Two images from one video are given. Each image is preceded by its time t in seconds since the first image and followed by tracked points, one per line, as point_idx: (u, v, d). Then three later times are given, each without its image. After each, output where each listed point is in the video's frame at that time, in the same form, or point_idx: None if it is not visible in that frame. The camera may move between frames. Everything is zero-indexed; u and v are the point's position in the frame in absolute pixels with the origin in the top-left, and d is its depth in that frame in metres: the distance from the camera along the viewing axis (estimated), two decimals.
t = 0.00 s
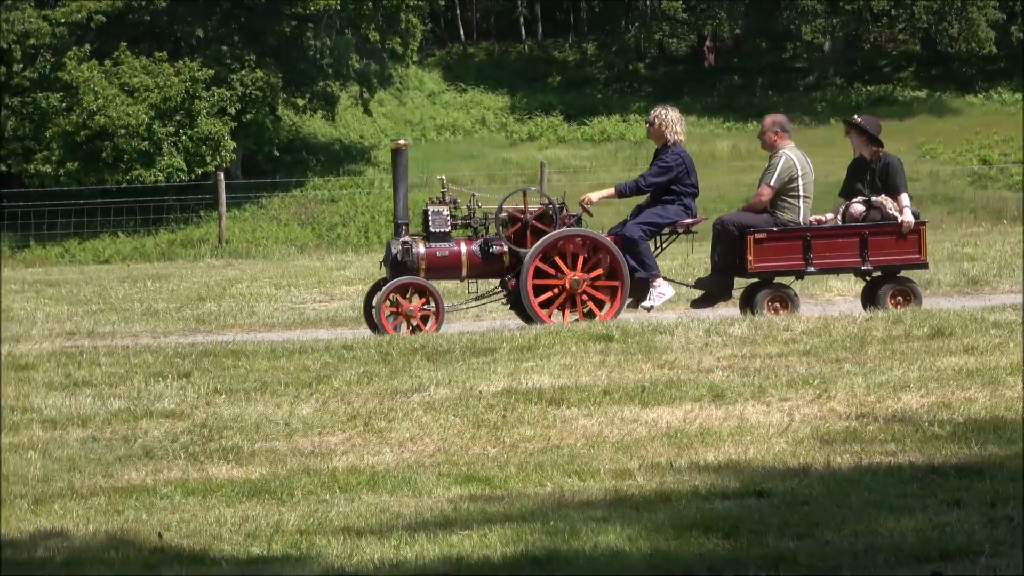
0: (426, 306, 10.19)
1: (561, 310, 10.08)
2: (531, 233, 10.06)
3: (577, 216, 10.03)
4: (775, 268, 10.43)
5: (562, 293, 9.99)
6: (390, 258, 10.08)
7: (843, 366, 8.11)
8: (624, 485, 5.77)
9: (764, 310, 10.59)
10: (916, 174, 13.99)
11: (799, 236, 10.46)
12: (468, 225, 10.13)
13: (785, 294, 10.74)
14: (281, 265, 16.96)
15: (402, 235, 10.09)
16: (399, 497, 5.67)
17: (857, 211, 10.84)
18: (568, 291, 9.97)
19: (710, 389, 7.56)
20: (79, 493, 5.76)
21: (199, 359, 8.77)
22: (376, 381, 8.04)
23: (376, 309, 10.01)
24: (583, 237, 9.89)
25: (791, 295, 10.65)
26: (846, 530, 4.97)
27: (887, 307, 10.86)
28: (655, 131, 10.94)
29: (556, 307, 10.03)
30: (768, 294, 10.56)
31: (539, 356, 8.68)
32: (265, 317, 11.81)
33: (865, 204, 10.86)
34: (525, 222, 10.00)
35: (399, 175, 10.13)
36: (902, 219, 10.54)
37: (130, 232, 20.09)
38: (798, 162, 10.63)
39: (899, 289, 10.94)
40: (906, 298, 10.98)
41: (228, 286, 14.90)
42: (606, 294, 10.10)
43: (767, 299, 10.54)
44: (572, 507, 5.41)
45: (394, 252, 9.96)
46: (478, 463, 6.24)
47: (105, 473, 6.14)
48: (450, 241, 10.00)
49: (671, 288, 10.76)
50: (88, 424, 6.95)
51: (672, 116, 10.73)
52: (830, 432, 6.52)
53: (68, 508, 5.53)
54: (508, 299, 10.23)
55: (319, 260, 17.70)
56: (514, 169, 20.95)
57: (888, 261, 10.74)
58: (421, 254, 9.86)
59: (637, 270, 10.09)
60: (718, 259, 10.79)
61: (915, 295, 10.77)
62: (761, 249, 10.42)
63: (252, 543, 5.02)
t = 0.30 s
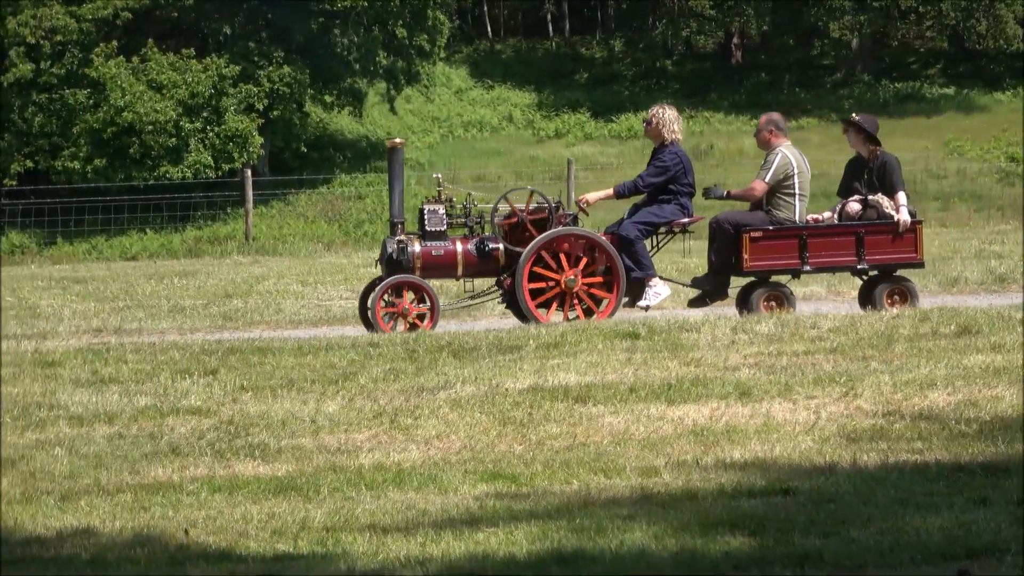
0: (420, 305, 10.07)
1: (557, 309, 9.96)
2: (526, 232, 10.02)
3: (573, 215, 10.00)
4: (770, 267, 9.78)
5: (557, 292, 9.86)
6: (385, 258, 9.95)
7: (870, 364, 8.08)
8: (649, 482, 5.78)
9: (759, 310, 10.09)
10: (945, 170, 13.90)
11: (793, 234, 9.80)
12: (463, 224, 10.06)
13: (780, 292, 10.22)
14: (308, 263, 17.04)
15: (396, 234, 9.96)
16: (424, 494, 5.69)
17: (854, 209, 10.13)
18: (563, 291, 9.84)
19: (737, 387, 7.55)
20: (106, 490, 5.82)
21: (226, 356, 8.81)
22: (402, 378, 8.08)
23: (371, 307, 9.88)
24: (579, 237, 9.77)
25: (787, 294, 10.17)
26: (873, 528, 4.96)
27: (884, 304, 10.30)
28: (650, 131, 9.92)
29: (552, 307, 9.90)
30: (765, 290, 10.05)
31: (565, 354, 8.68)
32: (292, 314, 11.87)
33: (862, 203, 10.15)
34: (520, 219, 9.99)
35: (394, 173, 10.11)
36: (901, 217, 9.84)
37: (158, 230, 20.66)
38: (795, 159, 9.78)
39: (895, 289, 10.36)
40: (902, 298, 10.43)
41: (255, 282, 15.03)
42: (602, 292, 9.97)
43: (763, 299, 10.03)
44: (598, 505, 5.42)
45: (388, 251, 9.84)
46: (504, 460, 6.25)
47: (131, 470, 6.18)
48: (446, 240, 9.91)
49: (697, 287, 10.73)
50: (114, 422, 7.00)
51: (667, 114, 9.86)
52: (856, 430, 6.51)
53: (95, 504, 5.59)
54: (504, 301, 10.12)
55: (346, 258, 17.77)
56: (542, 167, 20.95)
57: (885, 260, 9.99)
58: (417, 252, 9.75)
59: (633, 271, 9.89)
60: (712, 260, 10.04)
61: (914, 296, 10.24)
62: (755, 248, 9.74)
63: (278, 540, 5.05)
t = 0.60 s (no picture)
0: (411, 305, 10.17)
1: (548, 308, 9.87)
2: (518, 231, 9.90)
3: (565, 214, 9.93)
4: (763, 265, 9.80)
5: (549, 291, 9.78)
6: (376, 256, 9.97)
7: (897, 360, 8.06)
8: (676, 479, 5.79)
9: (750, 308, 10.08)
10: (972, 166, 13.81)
11: (785, 232, 9.82)
12: (456, 223, 10.03)
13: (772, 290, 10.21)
14: (334, 259, 17.10)
15: (389, 233, 10.00)
16: (451, 491, 5.72)
17: (846, 208, 10.16)
18: (555, 289, 9.76)
19: (764, 384, 7.55)
20: (133, 487, 5.86)
21: (253, 352, 8.85)
22: (429, 375, 8.11)
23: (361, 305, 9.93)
24: (570, 235, 9.71)
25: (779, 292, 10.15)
26: (900, 525, 4.95)
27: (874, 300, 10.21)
28: (644, 130, 9.90)
29: (544, 306, 9.83)
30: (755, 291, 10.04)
31: (592, 351, 8.70)
32: (318, 311, 11.92)
33: (854, 201, 10.17)
34: (513, 220, 9.85)
35: (386, 172, 10.10)
36: (892, 215, 9.85)
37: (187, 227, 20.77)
38: (787, 156, 9.83)
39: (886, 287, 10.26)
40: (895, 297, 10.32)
41: (282, 279, 15.09)
42: (594, 290, 9.90)
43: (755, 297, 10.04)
44: (624, 502, 5.44)
45: (380, 249, 9.86)
46: (530, 457, 6.28)
47: (158, 466, 6.21)
48: (437, 239, 9.89)
49: (722, 285, 10.75)
50: (141, 418, 7.06)
51: (661, 112, 9.83)
52: (883, 427, 6.50)
53: (122, 501, 5.63)
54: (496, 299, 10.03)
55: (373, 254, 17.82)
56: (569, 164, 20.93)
57: (877, 259, 10.01)
58: (407, 251, 9.76)
59: (624, 269, 9.83)
60: (704, 258, 10.06)
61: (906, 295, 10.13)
62: (748, 246, 9.76)
63: (306, 537, 5.07)
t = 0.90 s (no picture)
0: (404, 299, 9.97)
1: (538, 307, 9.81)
2: (508, 229, 9.84)
3: (556, 211, 9.89)
4: (754, 264, 9.63)
5: (540, 289, 9.74)
6: (367, 253, 9.90)
7: (919, 356, 8.05)
8: (699, 475, 5.80)
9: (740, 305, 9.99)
10: (996, 161, 13.75)
11: (777, 230, 9.65)
12: (447, 221, 9.98)
13: (763, 287, 10.18)
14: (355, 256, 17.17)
15: (380, 231, 9.94)
16: (473, 487, 5.76)
17: (838, 205, 9.99)
18: (545, 287, 9.70)
19: (785, 380, 7.56)
20: (155, 483, 5.90)
21: (275, 349, 8.90)
22: (451, 371, 8.15)
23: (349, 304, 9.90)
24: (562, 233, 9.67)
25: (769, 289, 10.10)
26: (921, 521, 4.95)
27: (867, 298, 10.13)
28: (634, 128, 9.90)
29: (534, 304, 9.77)
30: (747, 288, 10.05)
31: (613, 347, 8.71)
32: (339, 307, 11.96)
33: (846, 198, 10.00)
34: (503, 216, 9.81)
35: (376, 170, 10.03)
36: (885, 212, 9.70)
37: (208, 222, 20.79)
38: (778, 153, 9.69)
39: (879, 284, 10.19)
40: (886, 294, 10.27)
41: (304, 275, 15.16)
42: (584, 289, 9.86)
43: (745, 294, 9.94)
44: (646, 498, 5.45)
45: (370, 247, 9.81)
46: (552, 454, 6.30)
47: (180, 463, 6.25)
48: (428, 236, 9.81)
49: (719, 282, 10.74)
50: (164, 415, 7.12)
51: (651, 111, 9.86)
52: (905, 423, 6.49)
53: (144, 498, 5.66)
54: (485, 298, 9.98)
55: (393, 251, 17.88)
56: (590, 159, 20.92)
57: (870, 256, 9.86)
58: (398, 248, 9.69)
59: (615, 267, 9.79)
60: (696, 255, 9.88)
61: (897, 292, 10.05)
62: (738, 243, 9.58)
63: (328, 533, 5.11)
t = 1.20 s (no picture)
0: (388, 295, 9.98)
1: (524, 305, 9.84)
2: (494, 227, 9.84)
3: (541, 210, 9.90)
4: (741, 261, 9.78)
5: (525, 287, 9.75)
6: (352, 251, 9.94)
7: (941, 352, 8.03)
8: (719, 472, 5.81)
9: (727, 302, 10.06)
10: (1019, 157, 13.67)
11: (763, 228, 9.83)
12: (433, 219, 9.98)
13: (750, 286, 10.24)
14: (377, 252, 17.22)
15: (365, 228, 9.97)
16: (494, 484, 5.78)
17: (824, 203, 10.17)
18: (531, 285, 9.72)
19: (807, 376, 7.55)
20: (176, 479, 5.94)
21: (296, 345, 8.95)
22: (472, 367, 8.18)
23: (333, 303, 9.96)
24: (547, 231, 9.67)
25: (756, 287, 10.18)
26: (942, 517, 4.95)
27: (854, 297, 10.22)
28: (621, 125, 9.95)
29: (518, 302, 9.79)
30: (733, 286, 10.12)
31: (634, 344, 8.72)
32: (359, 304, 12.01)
33: (832, 196, 10.19)
34: (488, 215, 9.80)
35: (361, 167, 10.04)
36: (871, 210, 9.91)
37: (230, 219, 20.86)
38: (764, 152, 9.82)
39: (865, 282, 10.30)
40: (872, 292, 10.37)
41: (326, 272, 15.22)
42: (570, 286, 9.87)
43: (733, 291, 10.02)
44: (666, 495, 5.47)
45: (356, 245, 9.83)
46: (573, 450, 6.31)
47: (202, 459, 6.29)
48: (413, 234, 9.82)
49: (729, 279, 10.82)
50: (186, 411, 7.17)
51: (638, 107, 9.92)
52: (927, 419, 6.48)
53: (165, 494, 5.70)
54: (472, 295, 9.99)
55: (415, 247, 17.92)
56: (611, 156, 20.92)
57: (855, 254, 10.05)
58: (383, 246, 9.72)
59: (601, 265, 9.79)
60: (681, 252, 9.96)
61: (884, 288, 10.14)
62: (725, 241, 9.74)
63: (349, 529, 5.14)
